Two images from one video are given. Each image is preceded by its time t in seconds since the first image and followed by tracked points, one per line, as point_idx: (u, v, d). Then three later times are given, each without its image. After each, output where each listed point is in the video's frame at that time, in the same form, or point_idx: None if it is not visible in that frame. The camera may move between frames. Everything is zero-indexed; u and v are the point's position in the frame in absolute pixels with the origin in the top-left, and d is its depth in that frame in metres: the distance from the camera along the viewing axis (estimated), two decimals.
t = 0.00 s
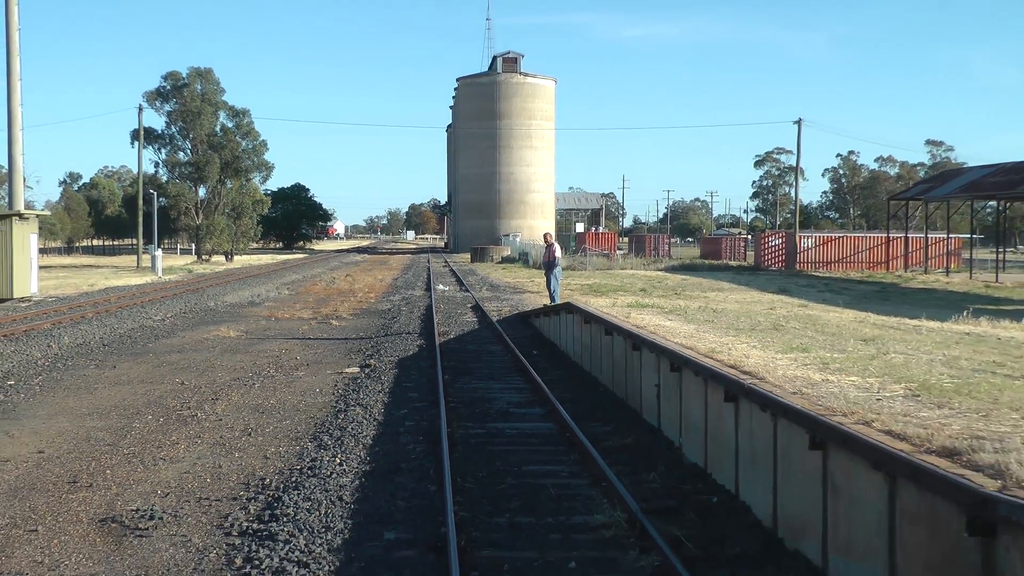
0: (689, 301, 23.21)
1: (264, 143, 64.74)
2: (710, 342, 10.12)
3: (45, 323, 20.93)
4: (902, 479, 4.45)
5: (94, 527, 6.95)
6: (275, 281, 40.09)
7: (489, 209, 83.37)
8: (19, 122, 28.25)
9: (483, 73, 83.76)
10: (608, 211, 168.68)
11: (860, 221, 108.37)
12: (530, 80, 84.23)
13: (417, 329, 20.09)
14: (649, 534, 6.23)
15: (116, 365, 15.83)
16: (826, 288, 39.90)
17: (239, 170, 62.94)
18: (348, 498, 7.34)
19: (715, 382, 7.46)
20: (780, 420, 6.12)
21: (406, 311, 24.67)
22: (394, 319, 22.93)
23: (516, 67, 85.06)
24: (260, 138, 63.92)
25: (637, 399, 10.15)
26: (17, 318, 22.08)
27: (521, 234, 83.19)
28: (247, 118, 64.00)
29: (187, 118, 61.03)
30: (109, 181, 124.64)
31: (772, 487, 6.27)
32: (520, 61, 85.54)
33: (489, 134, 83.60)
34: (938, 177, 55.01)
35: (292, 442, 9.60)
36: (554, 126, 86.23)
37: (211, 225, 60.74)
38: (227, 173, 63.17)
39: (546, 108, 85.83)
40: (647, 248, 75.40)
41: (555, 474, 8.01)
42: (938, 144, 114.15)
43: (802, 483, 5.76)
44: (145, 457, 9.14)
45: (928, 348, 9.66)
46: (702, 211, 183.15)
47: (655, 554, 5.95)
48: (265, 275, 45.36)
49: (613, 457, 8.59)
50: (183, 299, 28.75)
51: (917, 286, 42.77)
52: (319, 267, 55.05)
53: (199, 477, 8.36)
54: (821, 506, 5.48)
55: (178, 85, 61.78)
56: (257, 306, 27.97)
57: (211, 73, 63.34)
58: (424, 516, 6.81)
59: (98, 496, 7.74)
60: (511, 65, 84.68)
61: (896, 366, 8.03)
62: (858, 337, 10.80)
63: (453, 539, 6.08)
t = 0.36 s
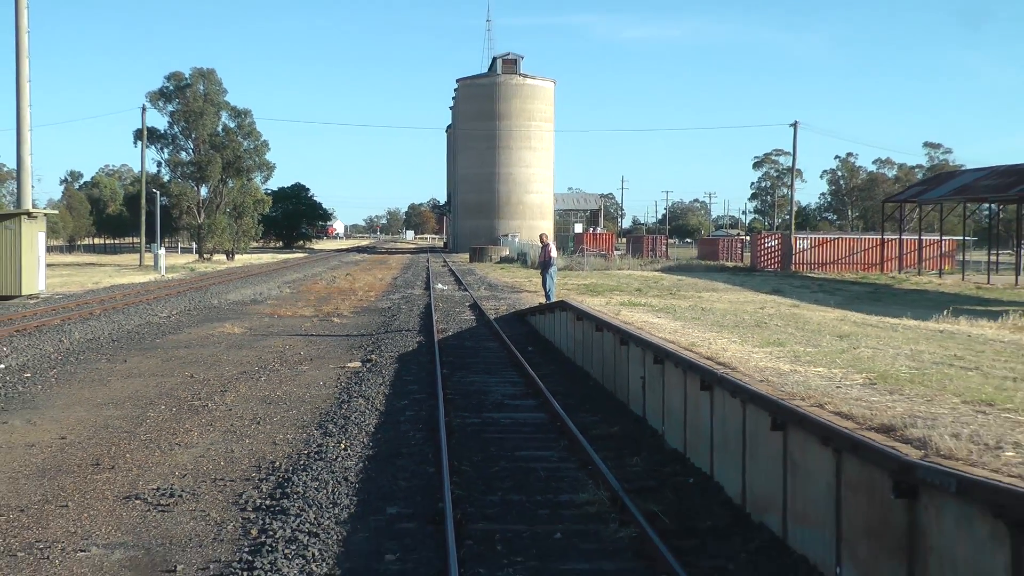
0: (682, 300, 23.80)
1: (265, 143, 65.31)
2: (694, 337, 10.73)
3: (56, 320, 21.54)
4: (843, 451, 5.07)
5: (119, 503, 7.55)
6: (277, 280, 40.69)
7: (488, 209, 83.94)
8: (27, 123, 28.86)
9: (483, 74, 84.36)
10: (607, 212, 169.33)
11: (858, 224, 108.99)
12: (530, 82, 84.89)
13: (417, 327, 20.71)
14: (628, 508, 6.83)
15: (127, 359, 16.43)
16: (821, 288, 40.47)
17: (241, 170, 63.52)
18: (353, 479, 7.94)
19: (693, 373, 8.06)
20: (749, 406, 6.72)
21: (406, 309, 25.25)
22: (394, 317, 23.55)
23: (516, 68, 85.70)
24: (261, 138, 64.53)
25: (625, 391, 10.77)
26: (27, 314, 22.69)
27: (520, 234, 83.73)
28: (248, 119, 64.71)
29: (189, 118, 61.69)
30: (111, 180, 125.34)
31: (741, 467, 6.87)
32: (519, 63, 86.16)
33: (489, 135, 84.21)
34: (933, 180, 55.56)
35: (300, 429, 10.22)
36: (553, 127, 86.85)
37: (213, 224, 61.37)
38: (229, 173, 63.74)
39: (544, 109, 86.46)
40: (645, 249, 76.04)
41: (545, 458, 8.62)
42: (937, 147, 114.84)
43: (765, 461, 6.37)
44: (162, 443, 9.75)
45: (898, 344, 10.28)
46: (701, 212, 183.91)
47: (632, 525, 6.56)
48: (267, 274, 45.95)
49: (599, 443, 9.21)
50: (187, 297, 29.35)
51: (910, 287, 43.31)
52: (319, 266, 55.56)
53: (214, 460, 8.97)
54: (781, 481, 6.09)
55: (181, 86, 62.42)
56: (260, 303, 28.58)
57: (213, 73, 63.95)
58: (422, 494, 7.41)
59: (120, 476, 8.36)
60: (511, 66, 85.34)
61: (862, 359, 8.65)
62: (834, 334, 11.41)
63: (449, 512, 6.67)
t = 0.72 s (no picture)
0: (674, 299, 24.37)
1: (265, 147, 65.89)
2: (678, 332, 11.37)
3: (65, 322, 22.13)
4: (796, 427, 5.70)
5: (142, 487, 8.16)
6: (278, 283, 41.30)
7: (486, 211, 84.54)
8: (33, 130, 29.45)
9: (480, 77, 85.05)
10: (605, 213, 170.04)
11: (855, 224, 109.72)
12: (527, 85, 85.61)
13: (417, 327, 21.36)
14: (611, 487, 7.44)
15: (137, 359, 17.04)
16: (814, 288, 41.13)
17: (241, 174, 64.07)
18: (358, 464, 8.55)
19: (672, 364, 8.69)
20: (721, 392, 7.33)
21: (405, 310, 25.89)
22: (394, 317, 24.19)
23: (513, 71, 86.40)
24: (261, 142, 65.13)
25: (613, 384, 11.40)
26: (36, 317, 23.29)
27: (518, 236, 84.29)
28: (248, 123, 65.42)
29: (190, 123, 62.32)
30: (112, 185, 126.08)
31: (714, 449, 7.49)
32: (517, 66, 86.87)
33: (486, 137, 84.89)
34: (925, 180, 56.24)
35: (306, 421, 10.86)
36: (550, 130, 87.55)
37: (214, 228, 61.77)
38: (230, 177, 64.29)
39: (542, 111, 87.15)
40: (642, 250, 76.67)
41: (537, 444, 9.26)
42: (933, 147, 115.66)
43: (733, 442, 7.01)
44: (177, 434, 10.38)
45: (870, 337, 10.92)
46: (700, 213, 184.76)
47: (614, 501, 7.18)
48: (267, 276, 46.52)
49: (588, 431, 9.84)
50: (192, 300, 29.96)
51: (903, 286, 43.97)
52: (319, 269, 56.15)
53: (227, 450, 9.59)
54: (747, 459, 6.71)
55: (181, 91, 63.08)
56: (263, 306, 29.18)
57: (213, 79, 64.60)
58: (423, 477, 8.02)
59: (141, 464, 9.00)
60: (508, 69, 86.05)
61: (832, 350, 9.28)
62: (812, 329, 12.04)
63: (448, 491, 7.29)
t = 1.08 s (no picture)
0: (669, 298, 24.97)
1: (267, 147, 66.58)
2: (664, 328, 12.01)
3: (75, 319, 22.78)
4: (757, 408, 6.31)
5: (161, 468, 8.79)
6: (280, 281, 41.88)
7: (486, 212, 85.15)
8: (41, 131, 30.08)
9: (480, 78, 85.72)
10: (604, 214, 170.78)
11: (853, 225, 110.37)
12: (526, 85, 86.32)
13: (417, 324, 21.98)
14: (595, 467, 8.08)
15: (147, 353, 17.68)
16: (808, 288, 41.70)
17: (243, 174, 64.75)
18: (362, 448, 9.19)
19: (655, 355, 9.32)
20: (697, 381, 7.95)
21: (405, 308, 26.50)
22: (395, 315, 24.86)
23: (513, 73, 87.12)
24: (263, 143, 65.81)
25: (603, 376, 12.03)
26: (47, 314, 23.94)
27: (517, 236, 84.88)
28: (250, 124, 66.07)
29: (192, 124, 63.03)
30: (114, 184, 126.64)
31: (691, 432, 8.12)
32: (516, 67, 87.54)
33: (486, 138, 85.56)
34: (920, 182, 56.73)
35: (313, 410, 11.49)
36: (549, 130, 88.17)
37: (216, 228, 62.80)
38: (232, 177, 64.98)
39: (541, 112, 87.76)
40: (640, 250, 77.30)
41: (529, 432, 9.89)
42: (931, 149, 116.49)
43: (707, 425, 7.63)
44: (191, 422, 11.01)
45: (845, 332, 11.57)
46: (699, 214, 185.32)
47: (597, 480, 7.81)
48: (269, 275, 47.09)
49: (577, 420, 10.48)
50: (197, 297, 30.63)
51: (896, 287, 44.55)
52: (319, 268, 56.76)
53: (239, 436, 10.23)
54: (718, 440, 7.34)
55: (184, 92, 63.77)
56: (266, 303, 29.84)
57: (216, 80, 65.27)
58: (422, 459, 8.65)
59: (158, 448, 9.63)
60: (508, 70, 86.75)
61: (806, 343, 9.94)
62: (792, 325, 12.70)
63: (445, 470, 7.93)
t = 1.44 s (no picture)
0: (662, 297, 25.67)
1: (268, 150, 67.25)
2: (651, 324, 12.67)
3: (85, 319, 23.42)
4: (725, 391, 6.97)
5: (179, 455, 9.46)
6: (282, 283, 42.48)
7: (485, 213, 85.80)
8: (48, 136, 30.74)
9: (478, 80, 86.39)
10: (603, 214, 171.29)
11: (851, 224, 110.95)
12: (524, 87, 86.97)
13: (417, 323, 22.62)
14: (583, 451, 8.74)
15: (157, 352, 18.34)
16: (802, 287, 42.29)
17: (244, 177, 65.41)
18: (367, 436, 9.85)
19: (639, 347, 9.99)
20: (676, 370, 8.60)
21: (405, 308, 27.12)
22: (395, 314, 25.52)
23: (510, 74, 87.75)
24: (264, 146, 66.48)
25: (594, 370, 12.69)
26: (57, 315, 24.59)
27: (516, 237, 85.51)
28: (251, 127, 66.74)
29: (194, 127, 63.72)
30: (114, 187, 127.12)
31: (671, 418, 8.77)
32: (514, 69, 88.15)
33: (484, 139, 86.21)
34: (913, 181, 57.37)
35: (319, 403, 12.14)
36: (547, 132, 88.82)
37: (217, 230, 63.41)
38: (233, 180, 65.64)
39: (539, 114, 88.45)
40: (638, 251, 77.90)
41: (522, 421, 10.55)
42: (928, 149, 117.13)
43: (683, 411, 8.29)
44: (204, 414, 11.66)
45: (823, 326, 12.23)
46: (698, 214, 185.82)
47: (584, 462, 8.46)
48: (271, 277, 47.68)
49: (568, 410, 11.14)
50: (201, 298, 31.28)
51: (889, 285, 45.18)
52: (320, 269, 57.40)
53: (250, 426, 10.88)
54: (695, 423, 7.98)
55: (185, 96, 64.47)
56: (269, 304, 30.49)
57: (217, 84, 65.96)
58: (422, 446, 9.30)
59: (175, 437, 10.28)
60: (506, 72, 87.38)
61: (782, 336, 10.61)
62: (774, 320, 13.36)
63: (444, 454, 8.59)
